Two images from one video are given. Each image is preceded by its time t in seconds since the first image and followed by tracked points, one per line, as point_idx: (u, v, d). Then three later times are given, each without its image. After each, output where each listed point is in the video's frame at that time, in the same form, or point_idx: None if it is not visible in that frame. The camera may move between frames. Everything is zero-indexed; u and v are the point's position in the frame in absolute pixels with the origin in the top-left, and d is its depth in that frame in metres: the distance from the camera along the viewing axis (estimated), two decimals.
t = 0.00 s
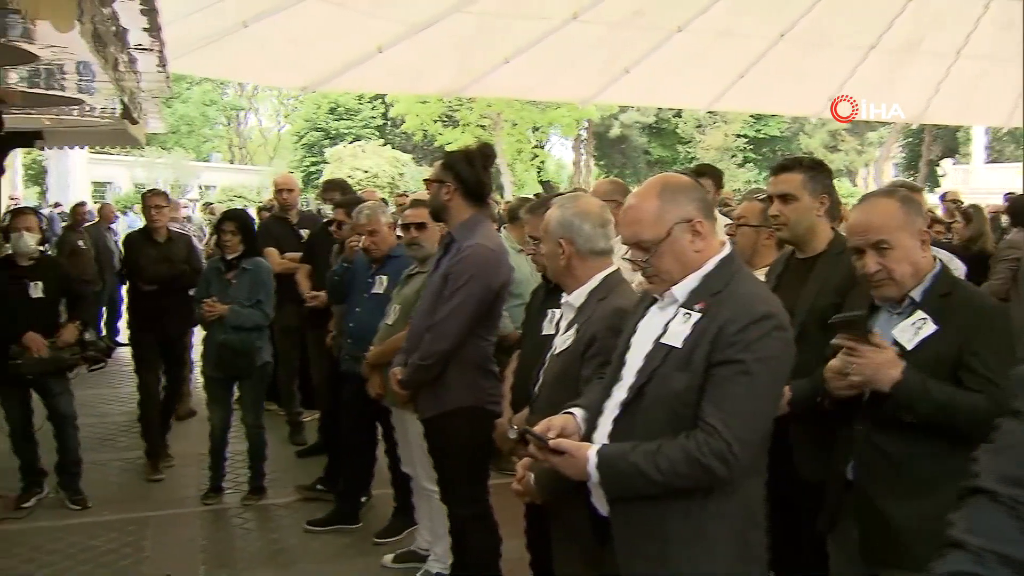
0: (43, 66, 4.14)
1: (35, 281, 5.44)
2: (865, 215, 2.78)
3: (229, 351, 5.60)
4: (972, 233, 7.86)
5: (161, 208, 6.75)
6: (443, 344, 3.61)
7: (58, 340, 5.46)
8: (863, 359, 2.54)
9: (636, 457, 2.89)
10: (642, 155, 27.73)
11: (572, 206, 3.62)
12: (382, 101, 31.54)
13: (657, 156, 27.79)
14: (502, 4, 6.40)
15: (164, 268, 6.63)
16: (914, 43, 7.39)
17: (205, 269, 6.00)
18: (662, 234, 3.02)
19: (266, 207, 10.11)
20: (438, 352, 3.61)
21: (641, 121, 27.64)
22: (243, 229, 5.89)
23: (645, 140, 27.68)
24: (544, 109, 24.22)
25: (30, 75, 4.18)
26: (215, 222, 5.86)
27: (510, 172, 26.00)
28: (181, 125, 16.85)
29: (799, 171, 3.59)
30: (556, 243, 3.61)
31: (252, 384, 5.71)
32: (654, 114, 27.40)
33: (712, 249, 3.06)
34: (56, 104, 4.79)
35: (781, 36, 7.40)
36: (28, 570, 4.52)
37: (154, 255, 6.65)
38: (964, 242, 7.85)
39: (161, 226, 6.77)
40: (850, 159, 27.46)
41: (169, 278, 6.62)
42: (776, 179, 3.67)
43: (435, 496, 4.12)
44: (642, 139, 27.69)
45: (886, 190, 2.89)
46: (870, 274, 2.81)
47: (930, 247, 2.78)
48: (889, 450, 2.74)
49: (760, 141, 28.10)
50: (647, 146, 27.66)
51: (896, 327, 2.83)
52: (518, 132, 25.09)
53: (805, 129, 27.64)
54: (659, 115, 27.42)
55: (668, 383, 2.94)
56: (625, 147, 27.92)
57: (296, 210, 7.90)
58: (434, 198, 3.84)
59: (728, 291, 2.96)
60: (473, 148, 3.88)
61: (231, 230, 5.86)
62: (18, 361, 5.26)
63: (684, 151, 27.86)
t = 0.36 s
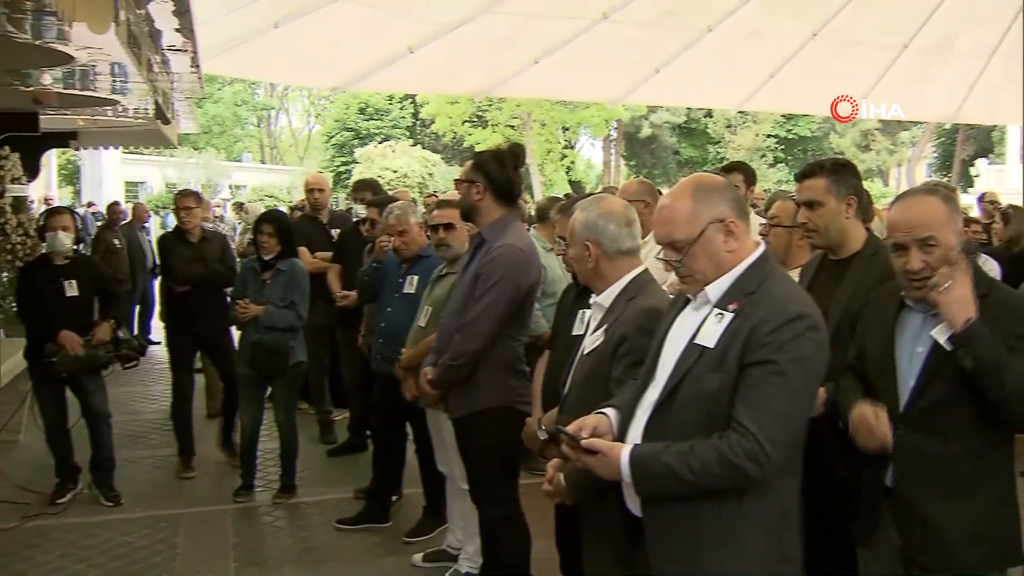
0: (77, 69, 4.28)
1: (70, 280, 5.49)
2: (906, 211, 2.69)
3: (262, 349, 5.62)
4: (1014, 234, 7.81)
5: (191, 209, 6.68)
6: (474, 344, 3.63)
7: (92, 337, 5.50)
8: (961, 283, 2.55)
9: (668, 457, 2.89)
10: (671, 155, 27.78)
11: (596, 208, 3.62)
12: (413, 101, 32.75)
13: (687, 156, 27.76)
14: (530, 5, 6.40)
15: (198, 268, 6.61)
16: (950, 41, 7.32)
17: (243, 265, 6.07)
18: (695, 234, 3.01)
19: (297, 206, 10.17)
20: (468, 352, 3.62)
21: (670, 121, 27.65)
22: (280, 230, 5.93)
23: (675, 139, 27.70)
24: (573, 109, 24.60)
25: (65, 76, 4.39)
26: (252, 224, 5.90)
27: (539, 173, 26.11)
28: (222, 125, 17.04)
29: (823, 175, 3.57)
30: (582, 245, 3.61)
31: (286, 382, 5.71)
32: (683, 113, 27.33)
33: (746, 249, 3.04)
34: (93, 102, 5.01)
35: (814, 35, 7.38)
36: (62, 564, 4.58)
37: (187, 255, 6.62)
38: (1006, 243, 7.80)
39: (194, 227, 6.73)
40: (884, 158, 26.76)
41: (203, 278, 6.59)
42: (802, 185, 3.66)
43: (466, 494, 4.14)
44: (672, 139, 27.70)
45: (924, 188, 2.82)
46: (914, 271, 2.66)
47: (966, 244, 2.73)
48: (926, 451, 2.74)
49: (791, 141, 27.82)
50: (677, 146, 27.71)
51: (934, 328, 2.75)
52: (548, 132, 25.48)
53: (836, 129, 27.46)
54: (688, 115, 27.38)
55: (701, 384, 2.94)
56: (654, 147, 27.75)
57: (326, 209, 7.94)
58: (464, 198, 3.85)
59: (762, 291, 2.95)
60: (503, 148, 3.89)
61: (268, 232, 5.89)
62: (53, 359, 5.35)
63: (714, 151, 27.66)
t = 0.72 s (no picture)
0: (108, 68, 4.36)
1: (100, 279, 5.55)
2: (945, 210, 2.67)
3: (294, 349, 5.65)
4: None
5: (243, 210, 6.65)
6: (501, 344, 3.63)
7: (122, 336, 5.54)
8: (1005, 270, 2.59)
9: (697, 458, 2.87)
10: (697, 155, 27.86)
11: (619, 208, 3.63)
12: (437, 102, 33.62)
13: (713, 157, 27.78)
14: (555, 4, 6.39)
15: (237, 267, 6.64)
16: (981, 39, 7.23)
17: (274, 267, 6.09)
18: (724, 234, 2.98)
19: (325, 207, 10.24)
20: (496, 352, 3.63)
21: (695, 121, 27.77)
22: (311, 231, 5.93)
23: (700, 139, 27.74)
24: (598, 109, 24.60)
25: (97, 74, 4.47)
26: (286, 225, 5.94)
27: (563, 173, 26.20)
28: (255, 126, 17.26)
29: (835, 197, 3.54)
30: (607, 247, 3.61)
31: (316, 382, 5.74)
32: (708, 112, 27.36)
33: (775, 249, 3.01)
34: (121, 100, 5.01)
35: (842, 35, 7.31)
36: (92, 560, 4.63)
37: (231, 254, 6.69)
38: None
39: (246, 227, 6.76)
40: (911, 158, 27.07)
41: (240, 278, 6.62)
42: (817, 206, 3.64)
43: (493, 494, 4.15)
44: (697, 138, 27.77)
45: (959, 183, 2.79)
46: (952, 270, 2.69)
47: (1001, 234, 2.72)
48: (960, 452, 2.72)
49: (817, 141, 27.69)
50: (703, 147, 27.75)
51: (968, 328, 2.74)
52: (574, 133, 25.58)
53: (863, 129, 27.32)
54: (714, 114, 27.48)
55: (729, 384, 2.91)
56: (679, 147, 27.93)
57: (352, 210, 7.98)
58: (493, 198, 3.85)
59: (790, 292, 2.91)
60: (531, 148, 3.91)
61: (301, 233, 5.90)
62: (84, 357, 5.41)
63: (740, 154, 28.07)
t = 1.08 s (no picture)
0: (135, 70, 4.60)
1: (128, 277, 5.61)
2: (975, 210, 2.65)
3: (322, 347, 5.69)
4: None
5: (283, 210, 6.68)
6: (529, 344, 3.64)
7: (150, 335, 5.59)
8: None
9: (725, 460, 2.81)
10: (723, 155, 28.37)
11: (645, 208, 3.62)
12: (463, 102, 33.98)
13: (738, 156, 28.05)
14: (581, 4, 6.35)
15: (273, 268, 6.67)
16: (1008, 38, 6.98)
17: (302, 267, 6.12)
18: (752, 235, 2.91)
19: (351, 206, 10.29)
20: (524, 353, 3.64)
21: (721, 121, 28.20)
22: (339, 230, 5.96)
23: (725, 139, 28.15)
24: (624, 109, 24.61)
25: (123, 75, 4.73)
26: (313, 224, 5.96)
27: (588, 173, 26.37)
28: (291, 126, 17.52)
29: (858, 209, 3.49)
30: (633, 247, 3.59)
31: (343, 381, 5.77)
32: (735, 114, 27.88)
33: (803, 249, 2.95)
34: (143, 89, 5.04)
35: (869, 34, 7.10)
36: (120, 557, 4.67)
37: (269, 254, 6.73)
38: None
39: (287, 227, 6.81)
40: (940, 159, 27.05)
41: (278, 279, 6.66)
42: (840, 219, 3.59)
43: (519, 494, 4.15)
44: (723, 139, 28.18)
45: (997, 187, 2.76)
46: (980, 271, 2.68)
47: None
48: (985, 453, 2.66)
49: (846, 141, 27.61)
50: (728, 146, 28.15)
51: (997, 329, 2.72)
52: (599, 133, 25.88)
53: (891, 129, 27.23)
54: (740, 114, 27.89)
55: (756, 385, 2.86)
56: (705, 147, 28.39)
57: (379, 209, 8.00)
58: (522, 198, 3.86)
59: (819, 293, 2.85)
60: (561, 148, 3.92)
61: (328, 232, 5.93)
62: (113, 356, 5.47)
63: (765, 153, 28.14)
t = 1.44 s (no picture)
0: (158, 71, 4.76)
1: (150, 277, 5.65)
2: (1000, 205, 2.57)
3: (344, 346, 5.73)
4: None
5: (302, 210, 6.72)
6: (553, 343, 3.64)
7: (172, 334, 5.61)
8: None
9: (744, 459, 2.79)
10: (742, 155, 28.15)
11: (675, 206, 3.62)
12: (482, 102, 34.06)
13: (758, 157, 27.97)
14: (601, 4, 6.34)
15: (293, 267, 6.72)
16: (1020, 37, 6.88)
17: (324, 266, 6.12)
18: (772, 235, 2.89)
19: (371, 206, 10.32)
20: (547, 352, 3.64)
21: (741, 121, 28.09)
22: (359, 229, 5.98)
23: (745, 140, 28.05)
24: (644, 108, 24.56)
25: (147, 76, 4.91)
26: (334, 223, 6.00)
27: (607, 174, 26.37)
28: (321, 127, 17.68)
29: (886, 198, 3.52)
30: (660, 244, 3.57)
31: (366, 380, 5.81)
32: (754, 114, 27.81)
33: (824, 250, 2.90)
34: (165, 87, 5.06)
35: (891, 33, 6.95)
36: (143, 554, 4.71)
37: (288, 253, 6.79)
38: None
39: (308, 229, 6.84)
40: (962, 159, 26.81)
41: (296, 278, 6.68)
42: (869, 205, 3.65)
43: (540, 494, 4.15)
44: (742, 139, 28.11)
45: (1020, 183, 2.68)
46: (1004, 268, 2.61)
47: None
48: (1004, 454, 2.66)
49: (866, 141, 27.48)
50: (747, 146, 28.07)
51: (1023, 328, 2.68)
52: (619, 133, 25.71)
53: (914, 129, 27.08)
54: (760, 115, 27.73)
55: (776, 385, 2.81)
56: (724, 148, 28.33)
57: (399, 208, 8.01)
58: (545, 198, 3.86)
59: (839, 293, 2.79)
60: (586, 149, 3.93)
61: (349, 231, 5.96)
62: (134, 354, 5.50)
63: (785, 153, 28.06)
